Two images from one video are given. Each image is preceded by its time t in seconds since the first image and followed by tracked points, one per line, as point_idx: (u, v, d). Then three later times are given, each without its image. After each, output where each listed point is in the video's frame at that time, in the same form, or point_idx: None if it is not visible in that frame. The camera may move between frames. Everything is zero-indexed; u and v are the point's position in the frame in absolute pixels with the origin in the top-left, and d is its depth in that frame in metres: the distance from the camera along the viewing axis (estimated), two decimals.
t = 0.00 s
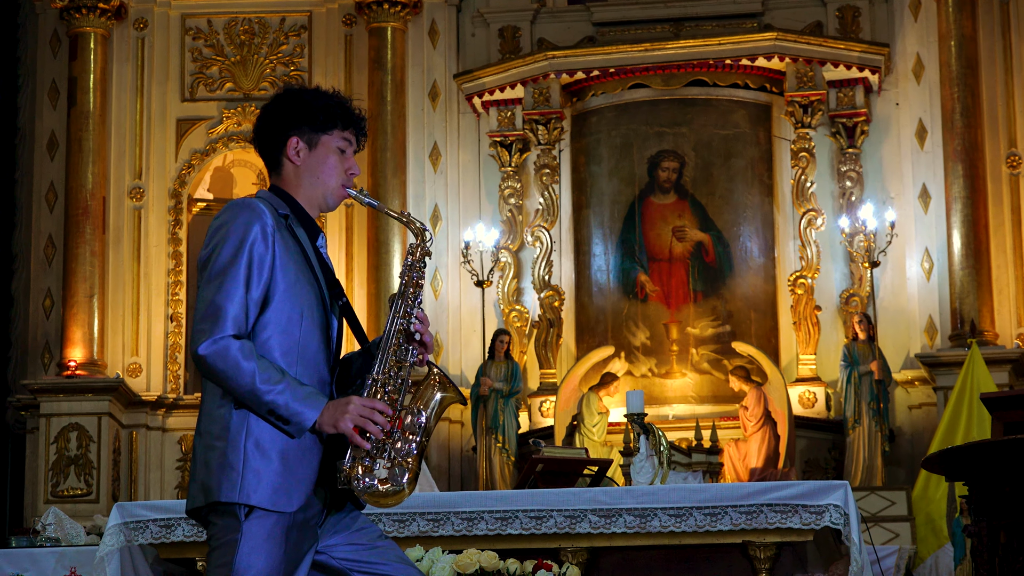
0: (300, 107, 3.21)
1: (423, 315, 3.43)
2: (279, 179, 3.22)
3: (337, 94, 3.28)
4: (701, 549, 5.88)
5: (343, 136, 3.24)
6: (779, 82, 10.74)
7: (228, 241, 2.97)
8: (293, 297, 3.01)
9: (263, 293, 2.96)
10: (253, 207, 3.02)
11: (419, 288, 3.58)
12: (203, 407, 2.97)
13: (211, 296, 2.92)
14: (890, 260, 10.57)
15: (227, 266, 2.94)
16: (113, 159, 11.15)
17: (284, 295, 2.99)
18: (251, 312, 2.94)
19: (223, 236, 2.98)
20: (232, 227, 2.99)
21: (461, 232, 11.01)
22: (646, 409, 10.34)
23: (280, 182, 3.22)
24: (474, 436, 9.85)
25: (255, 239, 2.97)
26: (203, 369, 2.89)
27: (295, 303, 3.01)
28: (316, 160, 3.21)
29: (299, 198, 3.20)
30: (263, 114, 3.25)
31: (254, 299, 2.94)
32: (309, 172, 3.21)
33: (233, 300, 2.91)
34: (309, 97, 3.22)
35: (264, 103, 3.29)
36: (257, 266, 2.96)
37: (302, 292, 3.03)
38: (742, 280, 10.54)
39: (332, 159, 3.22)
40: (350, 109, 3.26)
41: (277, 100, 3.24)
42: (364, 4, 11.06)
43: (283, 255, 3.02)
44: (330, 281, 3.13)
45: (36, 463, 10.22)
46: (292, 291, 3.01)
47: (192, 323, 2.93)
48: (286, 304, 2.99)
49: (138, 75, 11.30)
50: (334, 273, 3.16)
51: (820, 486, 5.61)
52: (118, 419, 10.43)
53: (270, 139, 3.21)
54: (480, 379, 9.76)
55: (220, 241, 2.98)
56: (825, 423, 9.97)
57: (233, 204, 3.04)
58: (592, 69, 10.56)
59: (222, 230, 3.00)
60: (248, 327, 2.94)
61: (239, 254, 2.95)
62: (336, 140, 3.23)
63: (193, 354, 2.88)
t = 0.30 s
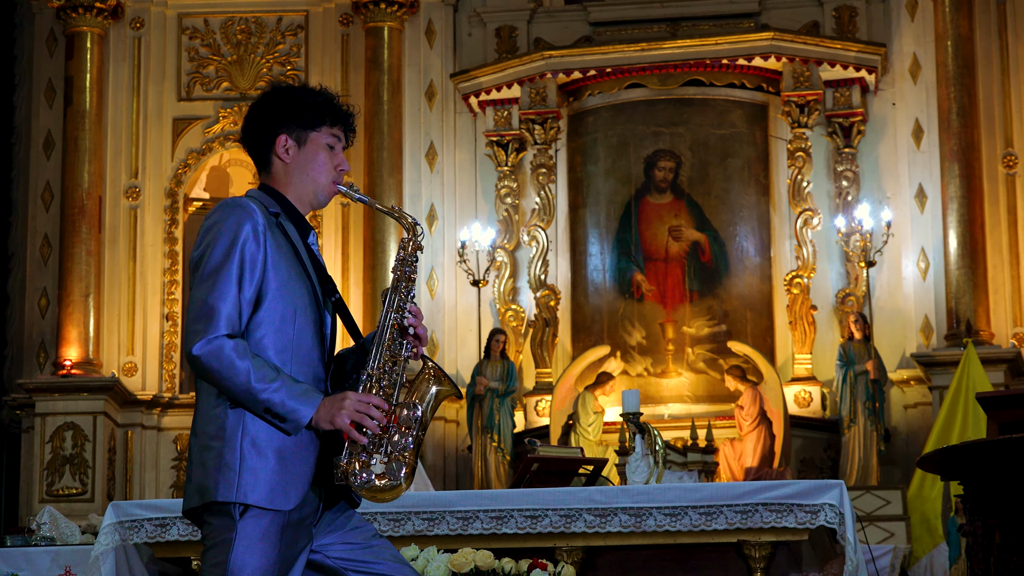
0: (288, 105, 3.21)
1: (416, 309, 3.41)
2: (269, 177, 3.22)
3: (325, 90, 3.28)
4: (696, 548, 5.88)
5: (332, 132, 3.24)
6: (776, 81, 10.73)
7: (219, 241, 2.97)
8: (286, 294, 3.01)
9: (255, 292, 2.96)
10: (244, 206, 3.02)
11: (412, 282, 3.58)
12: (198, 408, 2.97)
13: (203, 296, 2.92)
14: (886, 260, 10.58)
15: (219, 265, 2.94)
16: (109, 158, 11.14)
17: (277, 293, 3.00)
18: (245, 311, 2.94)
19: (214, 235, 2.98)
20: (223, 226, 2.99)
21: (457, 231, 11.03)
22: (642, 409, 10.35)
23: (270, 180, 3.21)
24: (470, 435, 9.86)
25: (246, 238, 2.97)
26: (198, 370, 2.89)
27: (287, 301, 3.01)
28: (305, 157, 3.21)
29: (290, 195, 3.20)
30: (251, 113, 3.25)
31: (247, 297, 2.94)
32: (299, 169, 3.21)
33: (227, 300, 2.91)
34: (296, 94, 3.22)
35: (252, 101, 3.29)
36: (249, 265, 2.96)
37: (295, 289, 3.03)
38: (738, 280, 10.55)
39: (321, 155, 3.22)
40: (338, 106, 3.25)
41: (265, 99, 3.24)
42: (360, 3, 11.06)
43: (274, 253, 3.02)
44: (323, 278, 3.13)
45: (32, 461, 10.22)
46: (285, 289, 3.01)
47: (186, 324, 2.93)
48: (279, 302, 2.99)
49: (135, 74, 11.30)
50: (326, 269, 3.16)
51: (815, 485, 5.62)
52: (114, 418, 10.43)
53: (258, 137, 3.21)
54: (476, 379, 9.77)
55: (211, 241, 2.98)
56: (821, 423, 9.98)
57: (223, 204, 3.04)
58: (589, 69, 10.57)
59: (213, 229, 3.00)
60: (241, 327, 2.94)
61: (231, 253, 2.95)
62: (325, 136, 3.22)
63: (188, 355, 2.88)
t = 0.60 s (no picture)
0: (271, 104, 3.20)
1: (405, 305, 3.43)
2: (254, 176, 3.21)
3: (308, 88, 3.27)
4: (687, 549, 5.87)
5: (316, 130, 3.23)
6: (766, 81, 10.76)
7: (207, 242, 2.96)
8: (274, 293, 3.00)
9: (244, 292, 2.95)
10: (231, 205, 3.01)
11: (400, 279, 3.58)
12: (188, 409, 2.95)
13: (193, 296, 2.91)
14: (877, 260, 10.59)
15: (208, 265, 2.93)
16: (100, 157, 11.12)
17: (266, 291, 2.99)
18: (234, 310, 2.93)
19: (202, 235, 2.97)
20: (209, 227, 2.97)
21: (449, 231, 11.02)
22: (633, 409, 10.34)
23: (256, 179, 3.20)
24: (462, 435, 9.85)
25: (234, 237, 2.96)
26: (189, 371, 2.88)
27: (276, 300, 3.00)
28: (290, 155, 3.20)
29: (276, 194, 3.19)
30: (234, 112, 3.23)
31: (236, 297, 2.94)
32: (283, 168, 3.19)
33: (216, 300, 2.90)
34: (279, 93, 3.21)
35: (235, 101, 3.27)
36: (237, 264, 2.95)
37: (283, 289, 3.02)
38: (729, 279, 10.55)
39: (306, 154, 3.20)
40: (321, 103, 3.24)
41: (248, 98, 3.22)
42: (351, 3, 11.04)
43: (262, 252, 3.01)
44: (311, 276, 3.12)
45: (23, 461, 10.19)
46: (274, 288, 3.00)
47: (176, 325, 2.92)
48: (268, 301, 2.98)
49: (126, 74, 11.27)
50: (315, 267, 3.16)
51: (807, 485, 5.63)
52: (105, 418, 10.40)
53: (243, 136, 3.20)
54: (467, 378, 9.76)
55: (199, 242, 2.97)
56: (812, 423, 9.98)
57: (210, 204, 3.02)
58: (580, 69, 10.56)
59: (200, 230, 2.98)
60: (231, 327, 2.93)
61: (219, 254, 2.94)
62: (309, 134, 3.21)
63: (179, 356, 2.87)
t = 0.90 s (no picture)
0: (263, 103, 3.20)
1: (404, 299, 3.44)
2: (248, 176, 3.20)
3: (300, 87, 3.26)
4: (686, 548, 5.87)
5: (309, 129, 3.22)
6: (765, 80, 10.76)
7: (203, 242, 2.95)
8: (271, 292, 3.00)
9: (241, 291, 2.95)
10: (226, 205, 3.01)
11: (396, 276, 3.57)
12: (186, 409, 2.95)
13: (190, 297, 2.91)
14: (876, 260, 10.59)
15: (204, 265, 2.93)
16: (99, 157, 11.12)
17: (263, 291, 2.99)
18: (231, 310, 2.92)
19: (198, 236, 2.97)
20: (205, 228, 2.97)
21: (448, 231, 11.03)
22: (632, 408, 10.34)
23: (250, 179, 3.20)
24: (460, 434, 9.85)
25: (229, 237, 2.96)
26: (189, 371, 2.88)
27: (273, 299, 3.00)
28: (284, 154, 3.19)
29: (270, 193, 3.19)
30: (227, 112, 3.23)
31: (233, 297, 2.93)
32: (277, 167, 3.19)
33: (214, 300, 2.90)
34: (271, 92, 3.21)
35: (227, 101, 3.27)
36: (233, 264, 2.95)
37: (279, 288, 3.02)
38: (728, 279, 10.54)
39: (299, 152, 3.20)
40: (313, 101, 3.24)
41: (239, 98, 3.22)
42: (350, 2, 11.03)
43: (258, 251, 3.01)
44: (306, 275, 3.12)
45: (22, 460, 10.20)
46: (270, 287, 3.00)
47: (174, 326, 2.91)
48: (264, 300, 2.98)
49: (124, 73, 11.27)
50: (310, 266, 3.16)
51: (805, 485, 5.62)
52: (104, 417, 10.40)
53: (236, 136, 3.20)
54: (466, 378, 9.75)
55: (194, 242, 2.96)
56: (811, 422, 9.99)
57: (205, 205, 3.02)
58: (579, 69, 10.56)
59: (195, 230, 2.98)
60: (229, 327, 2.93)
61: (215, 254, 2.94)
62: (302, 133, 3.21)
63: (178, 357, 2.86)
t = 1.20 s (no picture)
0: (248, 103, 3.19)
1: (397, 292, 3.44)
2: (235, 175, 3.19)
3: (284, 86, 3.25)
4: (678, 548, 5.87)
5: (295, 127, 3.21)
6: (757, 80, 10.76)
7: (193, 242, 2.94)
8: (261, 291, 2.99)
9: (232, 291, 2.95)
10: (215, 205, 3.00)
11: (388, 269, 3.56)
12: (176, 410, 2.94)
13: (181, 297, 2.90)
14: (868, 260, 10.60)
15: (195, 266, 2.92)
16: (91, 157, 11.09)
17: (254, 290, 2.98)
18: (224, 310, 2.92)
19: (187, 236, 2.95)
20: (194, 228, 2.96)
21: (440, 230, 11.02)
22: (624, 408, 10.34)
23: (237, 179, 3.18)
24: (452, 434, 9.84)
25: (219, 237, 2.95)
26: (182, 371, 2.87)
27: (264, 298, 2.99)
28: (271, 153, 3.18)
29: (257, 192, 3.17)
30: (212, 112, 3.22)
31: (225, 297, 2.93)
32: (265, 166, 3.18)
33: (206, 299, 2.89)
34: (257, 92, 3.20)
35: (212, 101, 3.26)
36: (224, 264, 2.94)
37: (270, 287, 3.01)
38: (720, 279, 10.54)
39: (286, 151, 3.19)
40: (299, 100, 3.23)
41: (225, 98, 3.21)
42: (343, 2, 11.01)
43: (247, 251, 3.00)
44: (296, 273, 3.11)
45: (13, 460, 10.17)
46: (261, 286, 2.99)
47: (166, 328, 2.90)
48: (255, 299, 2.97)
49: (117, 73, 11.26)
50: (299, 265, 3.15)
51: (797, 485, 5.61)
52: (96, 417, 10.37)
53: (223, 136, 3.18)
54: (458, 378, 9.74)
55: (184, 242, 2.95)
56: (802, 423, 9.99)
57: (193, 205, 3.01)
58: (572, 68, 10.56)
59: (185, 230, 2.97)
60: (221, 327, 2.92)
61: (205, 254, 2.93)
62: (289, 131, 3.20)
63: (172, 358, 2.85)
